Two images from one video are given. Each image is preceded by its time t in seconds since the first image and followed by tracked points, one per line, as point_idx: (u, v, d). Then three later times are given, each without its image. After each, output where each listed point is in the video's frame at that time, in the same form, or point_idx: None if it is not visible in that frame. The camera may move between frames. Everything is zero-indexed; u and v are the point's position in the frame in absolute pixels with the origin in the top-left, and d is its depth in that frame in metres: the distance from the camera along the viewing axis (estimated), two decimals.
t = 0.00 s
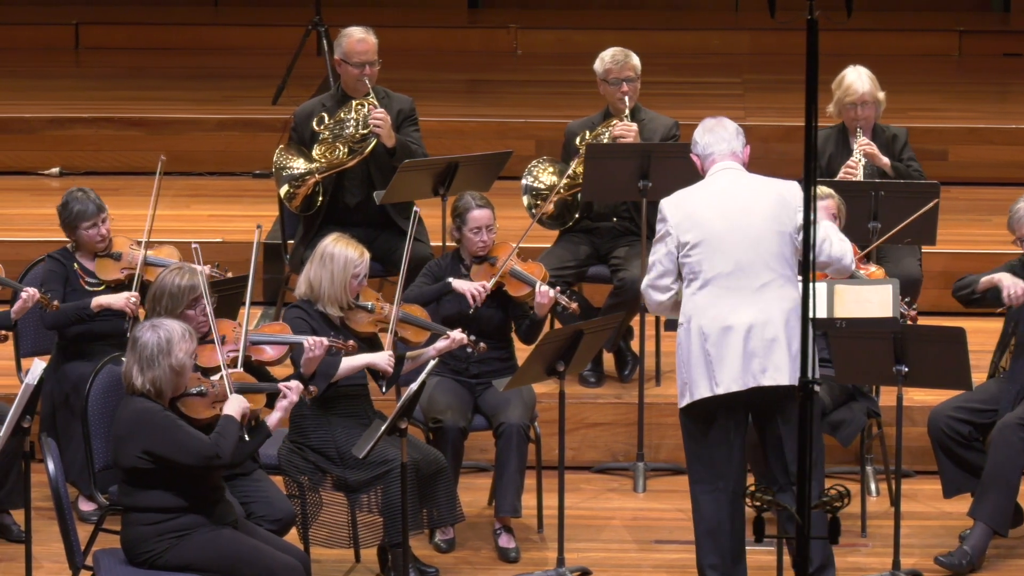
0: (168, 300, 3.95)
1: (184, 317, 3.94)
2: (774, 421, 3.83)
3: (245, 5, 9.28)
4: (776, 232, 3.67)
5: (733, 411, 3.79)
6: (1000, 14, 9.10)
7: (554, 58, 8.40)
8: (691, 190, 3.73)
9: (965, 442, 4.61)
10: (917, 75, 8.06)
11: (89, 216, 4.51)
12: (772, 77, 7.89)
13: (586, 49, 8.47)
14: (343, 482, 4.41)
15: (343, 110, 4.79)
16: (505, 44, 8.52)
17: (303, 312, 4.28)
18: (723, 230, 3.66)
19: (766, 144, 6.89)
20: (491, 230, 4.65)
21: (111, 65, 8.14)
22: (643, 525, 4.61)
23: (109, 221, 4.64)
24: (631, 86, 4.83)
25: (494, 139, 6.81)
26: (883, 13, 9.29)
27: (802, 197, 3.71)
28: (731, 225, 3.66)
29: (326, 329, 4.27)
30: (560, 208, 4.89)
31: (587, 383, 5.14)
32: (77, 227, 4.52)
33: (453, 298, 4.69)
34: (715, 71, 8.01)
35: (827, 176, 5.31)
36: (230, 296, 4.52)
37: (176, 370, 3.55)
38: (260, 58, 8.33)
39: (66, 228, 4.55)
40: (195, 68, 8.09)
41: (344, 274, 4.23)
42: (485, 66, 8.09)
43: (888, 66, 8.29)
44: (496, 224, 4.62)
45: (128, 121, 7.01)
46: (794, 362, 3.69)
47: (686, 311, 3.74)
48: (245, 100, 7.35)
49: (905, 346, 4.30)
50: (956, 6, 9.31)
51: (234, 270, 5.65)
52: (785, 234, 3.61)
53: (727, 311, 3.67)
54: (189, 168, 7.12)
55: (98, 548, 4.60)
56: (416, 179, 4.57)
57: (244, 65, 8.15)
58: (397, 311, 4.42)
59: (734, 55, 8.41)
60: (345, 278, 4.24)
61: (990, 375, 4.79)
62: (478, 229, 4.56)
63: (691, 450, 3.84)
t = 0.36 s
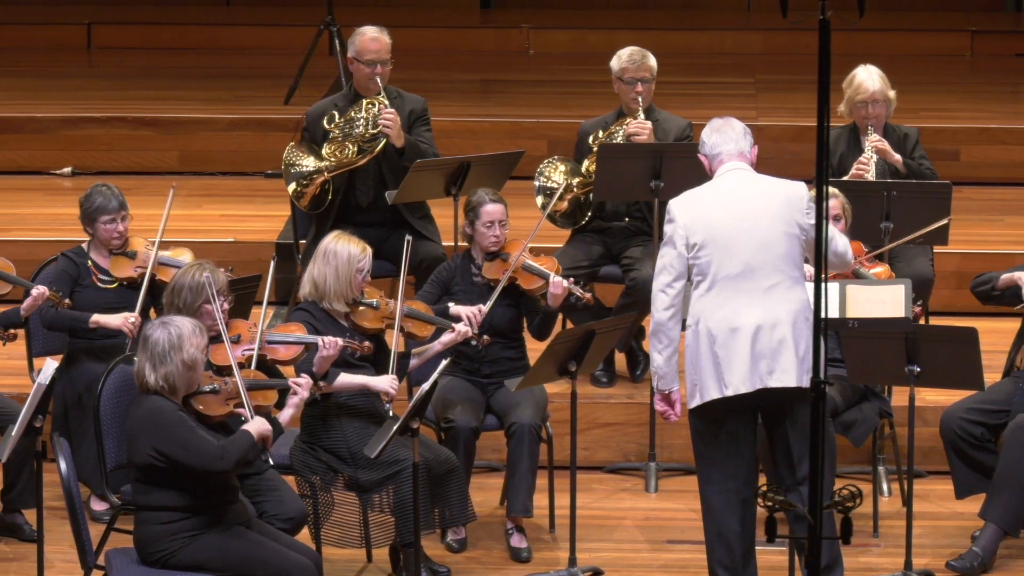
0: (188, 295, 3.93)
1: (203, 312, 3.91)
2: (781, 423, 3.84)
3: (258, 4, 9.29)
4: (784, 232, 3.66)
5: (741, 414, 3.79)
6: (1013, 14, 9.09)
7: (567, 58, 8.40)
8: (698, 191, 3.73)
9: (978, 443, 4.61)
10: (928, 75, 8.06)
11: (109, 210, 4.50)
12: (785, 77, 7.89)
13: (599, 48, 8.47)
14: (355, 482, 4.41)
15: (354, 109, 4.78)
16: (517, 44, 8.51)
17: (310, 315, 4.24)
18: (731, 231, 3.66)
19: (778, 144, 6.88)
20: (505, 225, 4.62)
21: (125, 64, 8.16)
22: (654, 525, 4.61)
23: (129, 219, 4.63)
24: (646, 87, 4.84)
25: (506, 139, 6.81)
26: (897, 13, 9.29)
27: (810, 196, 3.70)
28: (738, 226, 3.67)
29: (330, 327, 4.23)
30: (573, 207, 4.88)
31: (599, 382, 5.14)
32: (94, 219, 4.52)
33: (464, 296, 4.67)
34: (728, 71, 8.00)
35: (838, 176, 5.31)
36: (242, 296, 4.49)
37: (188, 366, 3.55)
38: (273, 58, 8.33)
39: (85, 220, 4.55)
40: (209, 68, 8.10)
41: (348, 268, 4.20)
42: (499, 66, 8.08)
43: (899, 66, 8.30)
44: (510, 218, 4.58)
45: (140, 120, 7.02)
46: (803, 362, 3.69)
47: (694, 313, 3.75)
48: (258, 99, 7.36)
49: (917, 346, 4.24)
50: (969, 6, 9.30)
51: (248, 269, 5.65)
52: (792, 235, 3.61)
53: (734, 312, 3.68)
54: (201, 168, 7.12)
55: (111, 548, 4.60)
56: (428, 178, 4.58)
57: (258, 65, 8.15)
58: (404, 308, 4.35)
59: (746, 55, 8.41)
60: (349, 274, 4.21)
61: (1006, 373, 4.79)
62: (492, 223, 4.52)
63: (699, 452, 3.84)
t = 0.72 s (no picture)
0: (211, 291, 3.92)
1: (223, 309, 3.92)
2: (797, 424, 3.84)
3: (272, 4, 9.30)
4: (797, 232, 3.67)
5: (756, 415, 3.78)
6: None
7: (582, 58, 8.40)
8: (711, 191, 3.72)
9: (992, 442, 4.60)
10: (943, 75, 8.06)
11: (140, 214, 4.49)
12: (800, 77, 7.88)
13: (615, 48, 8.47)
14: (370, 482, 4.40)
15: (366, 107, 4.77)
16: (532, 44, 8.49)
17: (317, 317, 4.25)
18: (745, 231, 3.65)
19: (793, 144, 6.88)
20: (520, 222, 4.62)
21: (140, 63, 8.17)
22: (669, 525, 4.61)
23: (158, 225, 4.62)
24: (660, 87, 4.84)
25: (520, 139, 6.81)
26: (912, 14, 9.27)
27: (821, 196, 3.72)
28: (751, 226, 3.67)
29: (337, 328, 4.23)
30: (587, 207, 4.87)
31: (613, 382, 5.14)
32: (122, 220, 4.51)
33: (478, 296, 4.66)
34: (742, 71, 8.00)
35: (852, 175, 5.31)
36: (260, 295, 4.51)
37: (198, 363, 3.52)
38: (288, 57, 8.33)
39: (114, 219, 4.54)
40: (224, 68, 8.11)
41: (354, 268, 4.19)
42: (513, 67, 8.07)
43: (914, 66, 8.29)
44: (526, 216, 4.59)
45: (155, 120, 7.03)
46: (818, 362, 3.70)
47: (708, 315, 3.73)
48: (272, 99, 7.36)
49: (931, 346, 4.23)
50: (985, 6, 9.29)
51: (264, 269, 5.66)
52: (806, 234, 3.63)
53: (751, 312, 3.66)
54: (215, 167, 7.13)
55: (125, 548, 4.62)
56: (441, 179, 4.57)
57: (273, 65, 8.16)
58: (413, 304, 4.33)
59: (761, 55, 8.40)
60: (354, 273, 4.19)
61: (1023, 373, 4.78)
62: (508, 220, 4.54)
63: (716, 452, 3.84)
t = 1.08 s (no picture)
0: (230, 290, 3.92)
1: (243, 308, 3.92)
2: (804, 424, 3.83)
3: (283, 4, 9.30)
4: (803, 233, 3.66)
5: (760, 415, 3.79)
6: None
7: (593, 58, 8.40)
8: (719, 191, 3.71)
9: (1003, 442, 4.59)
10: (954, 75, 8.05)
11: (160, 207, 4.51)
12: (811, 77, 7.88)
13: (627, 48, 8.47)
14: (380, 482, 4.40)
15: (376, 107, 4.77)
16: (543, 44, 8.48)
17: (327, 317, 4.25)
18: (751, 232, 3.65)
19: (803, 143, 6.88)
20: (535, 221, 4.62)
21: (151, 63, 8.18)
22: (679, 525, 4.61)
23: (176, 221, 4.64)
24: (668, 86, 4.83)
25: (531, 139, 6.82)
26: (924, 14, 9.26)
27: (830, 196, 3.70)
28: (756, 226, 3.66)
29: (348, 333, 4.24)
30: (597, 207, 4.87)
31: (624, 382, 5.14)
32: (141, 214, 4.52)
33: (491, 295, 4.67)
34: (753, 71, 8.00)
35: (861, 176, 5.31)
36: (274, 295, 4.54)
37: (211, 360, 3.52)
38: (299, 57, 8.34)
39: (132, 213, 4.55)
40: (236, 68, 8.12)
41: (362, 273, 4.17)
42: (523, 66, 8.07)
43: (924, 66, 8.29)
44: (540, 215, 4.59)
45: (166, 120, 7.04)
46: (822, 363, 3.69)
47: (712, 314, 3.74)
48: (282, 99, 7.36)
49: (944, 346, 4.17)
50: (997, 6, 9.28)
51: (275, 269, 5.66)
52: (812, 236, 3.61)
53: (753, 313, 3.67)
54: (226, 167, 7.14)
55: (135, 547, 4.61)
56: (452, 179, 4.58)
57: (285, 65, 8.16)
58: (428, 309, 4.33)
59: (772, 54, 8.40)
60: (363, 277, 4.18)
61: None
62: (523, 219, 4.53)
63: (721, 451, 3.85)
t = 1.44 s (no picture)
0: (255, 289, 3.93)
1: (267, 308, 3.94)
2: (814, 424, 3.81)
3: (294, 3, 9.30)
4: (815, 234, 3.65)
5: (771, 414, 3.78)
6: None
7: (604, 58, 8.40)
8: (731, 190, 3.71)
9: (1014, 442, 4.57)
10: (964, 75, 8.04)
11: (168, 204, 4.53)
12: (822, 77, 7.89)
13: (638, 48, 8.47)
14: (392, 482, 4.40)
15: (389, 108, 4.77)
16: (554, 44, 8.47)
17: (343, 317, 4.28)
18: (763, 231, 3.64)
19: (814, 143, 6.88)
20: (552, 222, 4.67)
21: (163, 62, 8.19)
22: (690, 525, 4.61)
23: (185, 218, 4.65)
24: (680, 86, 4.83)
25: (542, 139, 6.81)
26: (935, 14, 9.25)
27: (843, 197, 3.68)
28: (769, 225, 3.65)
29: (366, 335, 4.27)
30: (609, 207, 4.86)
31: (635, 383, 5.14)
32: (151, 213, 4.54)
33: (506, 294, 4.68)
34: (764, 71, 8.00)
35: (870, 177, 5.31)
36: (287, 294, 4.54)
37: (227, 359, 3.52)
38: (310, 57, 8.33)
39: (141, 213, 4.57)
40: (247, 68, 8.12)
41: (376, 277, 4.18)
42: (533, 66, 8.07)
43: (935, 66, 8.28)
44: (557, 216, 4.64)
45: (178, 120, 7.05)
46: (832, 364, 3.68)
47: (723, 314, 3.73)
48: (293, 99, 7.36)
49: (956, 345, 4.15)
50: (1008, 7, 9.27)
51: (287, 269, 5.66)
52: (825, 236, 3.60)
53: (764, 314, 3.66)
54: (237, 167, 7.14)
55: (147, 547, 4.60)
56: (465, 178, 4.58)
57: (297, 64, 8.16)
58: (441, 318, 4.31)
59: (783, 54, 8.40)
60: (378, 282, 4.19)
61: None
62: (540, 219, 4.58)
63: (731, 451, 3.85)
